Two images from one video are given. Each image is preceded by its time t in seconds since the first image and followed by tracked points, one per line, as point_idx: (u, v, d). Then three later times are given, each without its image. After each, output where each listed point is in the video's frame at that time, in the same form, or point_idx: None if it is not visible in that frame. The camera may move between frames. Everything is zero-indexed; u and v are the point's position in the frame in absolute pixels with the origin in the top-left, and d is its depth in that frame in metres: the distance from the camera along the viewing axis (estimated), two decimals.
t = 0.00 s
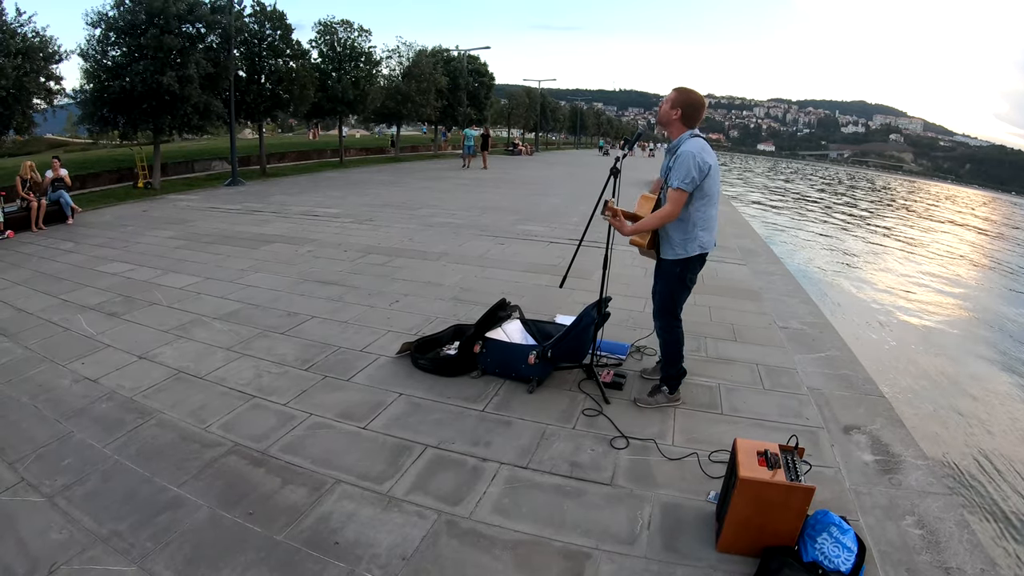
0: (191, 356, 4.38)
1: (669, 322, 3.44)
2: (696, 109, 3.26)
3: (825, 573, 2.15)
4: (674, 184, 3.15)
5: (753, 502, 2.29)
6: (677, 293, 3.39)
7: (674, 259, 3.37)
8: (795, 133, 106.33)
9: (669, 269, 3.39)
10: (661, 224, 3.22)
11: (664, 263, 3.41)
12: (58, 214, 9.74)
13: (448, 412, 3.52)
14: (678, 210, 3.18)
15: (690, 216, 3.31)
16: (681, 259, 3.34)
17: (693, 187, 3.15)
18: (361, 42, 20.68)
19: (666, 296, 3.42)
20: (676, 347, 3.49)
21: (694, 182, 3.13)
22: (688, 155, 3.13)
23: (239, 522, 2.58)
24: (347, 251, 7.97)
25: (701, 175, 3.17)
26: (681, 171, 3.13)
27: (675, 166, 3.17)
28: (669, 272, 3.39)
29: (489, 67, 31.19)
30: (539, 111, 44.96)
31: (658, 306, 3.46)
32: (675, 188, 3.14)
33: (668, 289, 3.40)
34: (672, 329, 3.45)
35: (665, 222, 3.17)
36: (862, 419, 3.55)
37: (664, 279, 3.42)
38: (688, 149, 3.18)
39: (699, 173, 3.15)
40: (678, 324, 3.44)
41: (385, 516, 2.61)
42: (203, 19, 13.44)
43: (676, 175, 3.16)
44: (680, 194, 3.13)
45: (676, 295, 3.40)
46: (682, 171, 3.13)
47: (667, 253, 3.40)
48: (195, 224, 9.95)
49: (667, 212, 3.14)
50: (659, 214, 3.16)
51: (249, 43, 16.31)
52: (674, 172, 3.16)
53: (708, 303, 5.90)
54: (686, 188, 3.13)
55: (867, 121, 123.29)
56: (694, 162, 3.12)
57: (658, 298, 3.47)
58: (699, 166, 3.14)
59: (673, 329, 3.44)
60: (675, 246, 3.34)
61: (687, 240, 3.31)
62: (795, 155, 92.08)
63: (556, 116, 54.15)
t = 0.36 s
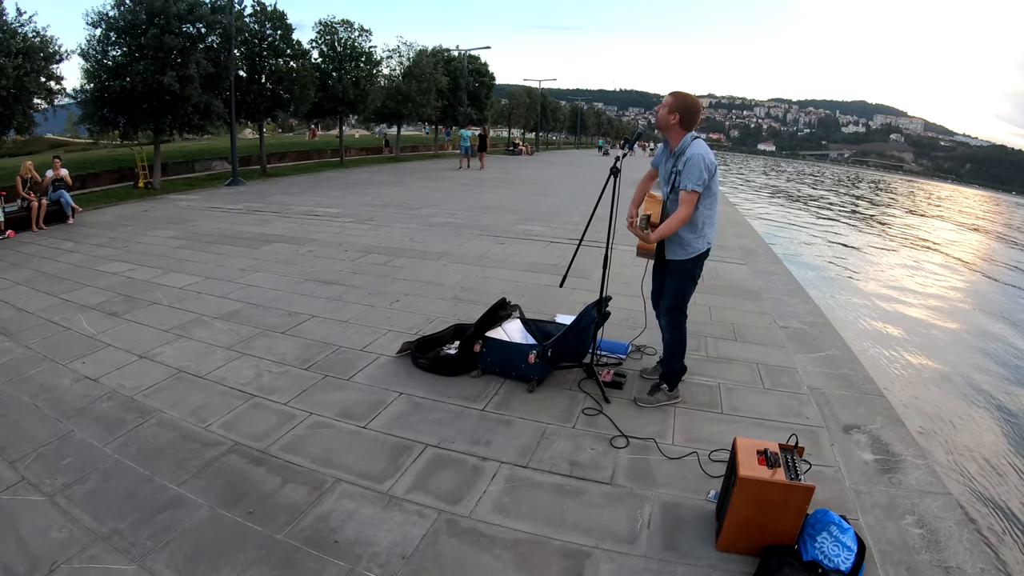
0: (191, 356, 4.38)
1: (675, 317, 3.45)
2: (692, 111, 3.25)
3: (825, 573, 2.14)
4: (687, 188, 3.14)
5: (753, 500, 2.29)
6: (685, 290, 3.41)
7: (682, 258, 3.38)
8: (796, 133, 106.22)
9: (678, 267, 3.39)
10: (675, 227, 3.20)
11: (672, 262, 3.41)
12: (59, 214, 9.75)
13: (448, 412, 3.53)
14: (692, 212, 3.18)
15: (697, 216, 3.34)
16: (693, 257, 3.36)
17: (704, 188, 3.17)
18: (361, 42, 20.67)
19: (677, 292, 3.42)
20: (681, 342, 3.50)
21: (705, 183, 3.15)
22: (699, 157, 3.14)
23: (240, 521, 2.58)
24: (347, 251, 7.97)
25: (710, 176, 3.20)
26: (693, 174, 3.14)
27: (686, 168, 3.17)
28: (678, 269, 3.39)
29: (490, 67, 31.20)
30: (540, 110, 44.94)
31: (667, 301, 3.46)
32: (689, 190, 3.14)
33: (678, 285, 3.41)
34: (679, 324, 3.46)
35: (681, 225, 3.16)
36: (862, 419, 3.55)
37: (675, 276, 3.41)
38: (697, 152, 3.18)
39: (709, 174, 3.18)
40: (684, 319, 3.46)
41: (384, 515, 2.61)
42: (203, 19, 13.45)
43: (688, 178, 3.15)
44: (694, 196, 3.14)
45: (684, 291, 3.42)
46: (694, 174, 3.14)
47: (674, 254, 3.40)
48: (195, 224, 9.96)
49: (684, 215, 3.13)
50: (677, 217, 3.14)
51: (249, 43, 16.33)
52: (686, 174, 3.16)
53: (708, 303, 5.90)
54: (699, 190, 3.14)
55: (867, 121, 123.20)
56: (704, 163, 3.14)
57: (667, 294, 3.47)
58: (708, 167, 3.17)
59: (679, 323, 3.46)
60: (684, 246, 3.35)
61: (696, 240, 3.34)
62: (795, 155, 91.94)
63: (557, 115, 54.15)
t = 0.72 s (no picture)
0: (191, 355, 4.38)
1: (668, 311, 3.48)
2: (689, 109, 3.25)
3: (824, 571, 2.15)
4: (691, 179, 3.15)
5: (752, 498, 2.30)
6: (681, 283, 3.42)
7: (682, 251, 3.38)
8: (796, 133, 106.21)
9: (677, 262, 3.40)
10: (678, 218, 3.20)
11: (671, 256, 3.41)
12: (58, 213, 9.75)
13: (447, 411, 3.53)
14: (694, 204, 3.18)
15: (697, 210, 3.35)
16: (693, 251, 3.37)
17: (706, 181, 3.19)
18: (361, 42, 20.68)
19: (672, 285, 3.42)
20: (674, 335, 3.57)
21: (707, 176, 3.17)
22: (702, 151, 3.18)
23: (239, 520, 2.58)
24: (347, 251, 7.97)
25: (712, 170, 3.22)
26: (697, 166, 3.15)
27: (689, 161, 3.19)
28: (677, 262, 3.40)
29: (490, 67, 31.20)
30: (540, 110, 44.92)
31: (660, 294, 3.48)
32: (692, 182, 3.14)
33: (675, 278, 3.41)
34: (672, 318, 3.50)
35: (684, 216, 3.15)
36: (861, 418, 3.55)
37: (672, 269, 3.41)
38: (698, 145, 3.20)
39: (711, 167, 3.21)
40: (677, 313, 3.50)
41: (384, 514, 2.61)
42: (203, 18, 13.46)
43: (692, 170, 3.17)
44: (697, 187, 3.14)
45: (680, 286, 3.43)
46: (698, 166, 3.16)
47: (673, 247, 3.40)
48: (195, 223, 9.95)
49: (688, 205, 3.12)
50: (681, 206, 3.12)
51: (249, 43, 16.33)
52: (690, 167, 3.18)
53: (707, 302, 5.90)
54: (701, 183, 3.15)
55: (868, 121, 123.19)
56: (706, 157, 3.18)
57: (661, 287, 3.48)
58: (710, 162, 3.19)
59: (672, 318, 3.49)
60: (685, 240, 3.35)
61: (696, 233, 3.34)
62: (795, 155, 91.91)
63: (557, 115, 54.17)
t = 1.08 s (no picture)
0: (191, 354, 4.38)
1: (651, 309, 3.48)
2: (699, 124, 3.22)
3: (824, 570, 2.16)
4: (698, 190, 3.16)
5: (752, 498, 2.30)
6: (668, 286, 3.43)
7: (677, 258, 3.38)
8: (795, 133, 106.20)
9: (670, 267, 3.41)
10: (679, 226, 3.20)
11: (664, 260, 3.41)
12: (58, 213, 9.74)
13: (447, 411, 3.53)
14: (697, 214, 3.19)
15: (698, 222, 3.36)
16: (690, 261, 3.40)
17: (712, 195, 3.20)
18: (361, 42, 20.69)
19: (657, 286, 3.42)
20: (658, 335, 3.58)
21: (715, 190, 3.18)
22: (714, 164, 3.18)
23: (240, 519, 2.59)
24: (347, 251, 7.97)
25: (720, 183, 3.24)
26: (706, 178, 3.16)
27: (699, 172, 3.20)
28: (669, 267, 3.40)
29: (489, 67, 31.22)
30: (539, 111, 44.93)
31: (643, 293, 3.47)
32: (700, 193, 3.15)
33: (663, 279, 3.41)
34: (655, 317, 3.50)
35: (687, 225, 3.16)
36: (861, 417, 3.56)
37: (662, 270, 3.41)
38: (709, 159, 3.21)
39: (720, 181, 3.22)
40: (659, 312, 3.50)
41: (384, 513, 2.62)
42: (202, 19, 13.46)
43: (701, 181, 3.17)
44: (703, 200, 3.15)
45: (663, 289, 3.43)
46: (707, 178, 3.17)
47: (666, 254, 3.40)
48: (195, 223, 9.94)
49: (691, 215, 3.13)
50: (686, 216, 3.13)
51: (248, 43, 16.32)
52: (699, 178, 3.18)
53: (707, 302, 5.91)
54: (708, 195, 3.16)
55: (867, 121, 123.22)
56: (717, 171, 3.18)
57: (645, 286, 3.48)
58: (720, 176, 3.21)
59: (655, 316, 3.49)
60: (682, 248, 3.36)
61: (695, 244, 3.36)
62: (794, 155, 91.85)
63: (556, 115, 54.18)
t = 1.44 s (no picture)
0: (190, 355, 4.39)
1: (671, 309, 3.50)
2: (690, 116, 3.23)
3: (823, 570, 2.18)
4: (695, 185, 3.15)
5: (751, 497, 2.31)
6: (684, 284, 3.44)
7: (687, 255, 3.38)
8: (794, 132, 106.24)
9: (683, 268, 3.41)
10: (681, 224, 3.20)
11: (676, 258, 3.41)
12: (58, 214, 9.75)
13: (447, 410, 3.53)
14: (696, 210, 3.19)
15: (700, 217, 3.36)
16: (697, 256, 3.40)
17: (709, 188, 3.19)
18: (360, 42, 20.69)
19: (676, 284, 3.43)
20: (675, 336, 3.59)
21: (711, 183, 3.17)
22: (706, 157, 3.17)
23: (240, 519, 2.59)
24: (347, 251, 7.97)
25: (715, 176, 3.23)
26: (701, 173, 3.16)
27: (694, 167, 3.20)
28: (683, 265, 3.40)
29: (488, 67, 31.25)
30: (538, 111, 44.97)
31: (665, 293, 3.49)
32: (695, 188, 3.15)
33: (680, 277, 3.42)
34: (675, 317, 3.52)
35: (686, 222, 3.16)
36: (860, 417, 3.57)
37: (677, 269, 3.42)
38: (701, 152, 3.20)
39: (714, 173, 3.21)
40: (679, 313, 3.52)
41: (384, 513, 2.62)
42: (202, 19, 13.45)
43: (696, 177, 3.17)
44: (700, 194, 3.15)
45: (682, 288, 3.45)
46: (701, 173, 3.16)
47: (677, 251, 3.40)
48: (194, 224, 9.94)
49: (691, 211, 3.12)
50: (685, 213, 3.12)
51: (248, 43, 16.31)
52: (693, 174, 3.18)
53: (706, 302, 5.92)
54: (705, 189, 3.15)
55: (866, 121, 123.28)
56: (710, 163, 3.17)
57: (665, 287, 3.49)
58: (714, 168, 3.19)
59: (675, 317, 3.51)
60: (688, 244, 3.36)
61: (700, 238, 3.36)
62: (793, 155, 91.83)
63: (555, 116, 54.22)
